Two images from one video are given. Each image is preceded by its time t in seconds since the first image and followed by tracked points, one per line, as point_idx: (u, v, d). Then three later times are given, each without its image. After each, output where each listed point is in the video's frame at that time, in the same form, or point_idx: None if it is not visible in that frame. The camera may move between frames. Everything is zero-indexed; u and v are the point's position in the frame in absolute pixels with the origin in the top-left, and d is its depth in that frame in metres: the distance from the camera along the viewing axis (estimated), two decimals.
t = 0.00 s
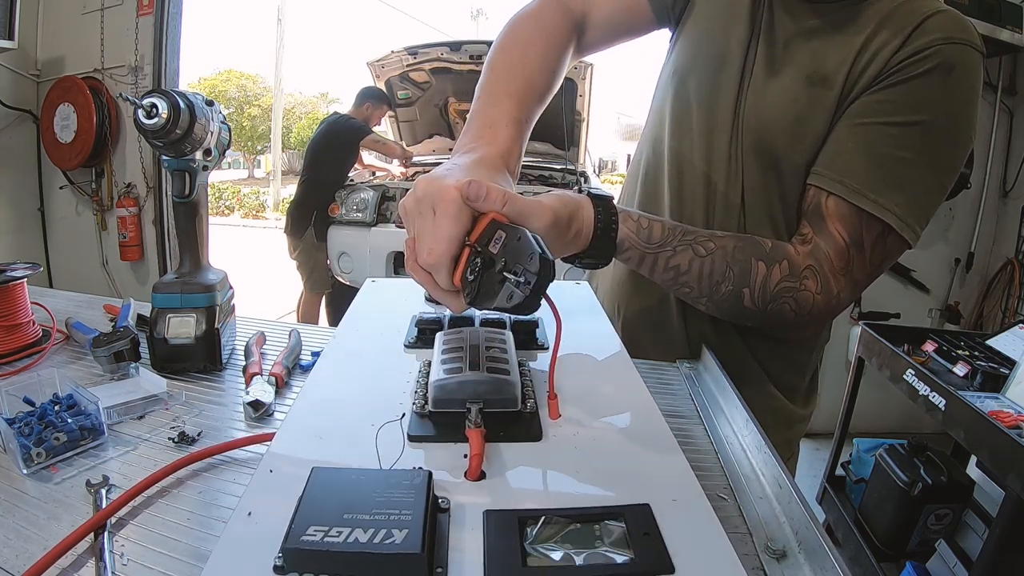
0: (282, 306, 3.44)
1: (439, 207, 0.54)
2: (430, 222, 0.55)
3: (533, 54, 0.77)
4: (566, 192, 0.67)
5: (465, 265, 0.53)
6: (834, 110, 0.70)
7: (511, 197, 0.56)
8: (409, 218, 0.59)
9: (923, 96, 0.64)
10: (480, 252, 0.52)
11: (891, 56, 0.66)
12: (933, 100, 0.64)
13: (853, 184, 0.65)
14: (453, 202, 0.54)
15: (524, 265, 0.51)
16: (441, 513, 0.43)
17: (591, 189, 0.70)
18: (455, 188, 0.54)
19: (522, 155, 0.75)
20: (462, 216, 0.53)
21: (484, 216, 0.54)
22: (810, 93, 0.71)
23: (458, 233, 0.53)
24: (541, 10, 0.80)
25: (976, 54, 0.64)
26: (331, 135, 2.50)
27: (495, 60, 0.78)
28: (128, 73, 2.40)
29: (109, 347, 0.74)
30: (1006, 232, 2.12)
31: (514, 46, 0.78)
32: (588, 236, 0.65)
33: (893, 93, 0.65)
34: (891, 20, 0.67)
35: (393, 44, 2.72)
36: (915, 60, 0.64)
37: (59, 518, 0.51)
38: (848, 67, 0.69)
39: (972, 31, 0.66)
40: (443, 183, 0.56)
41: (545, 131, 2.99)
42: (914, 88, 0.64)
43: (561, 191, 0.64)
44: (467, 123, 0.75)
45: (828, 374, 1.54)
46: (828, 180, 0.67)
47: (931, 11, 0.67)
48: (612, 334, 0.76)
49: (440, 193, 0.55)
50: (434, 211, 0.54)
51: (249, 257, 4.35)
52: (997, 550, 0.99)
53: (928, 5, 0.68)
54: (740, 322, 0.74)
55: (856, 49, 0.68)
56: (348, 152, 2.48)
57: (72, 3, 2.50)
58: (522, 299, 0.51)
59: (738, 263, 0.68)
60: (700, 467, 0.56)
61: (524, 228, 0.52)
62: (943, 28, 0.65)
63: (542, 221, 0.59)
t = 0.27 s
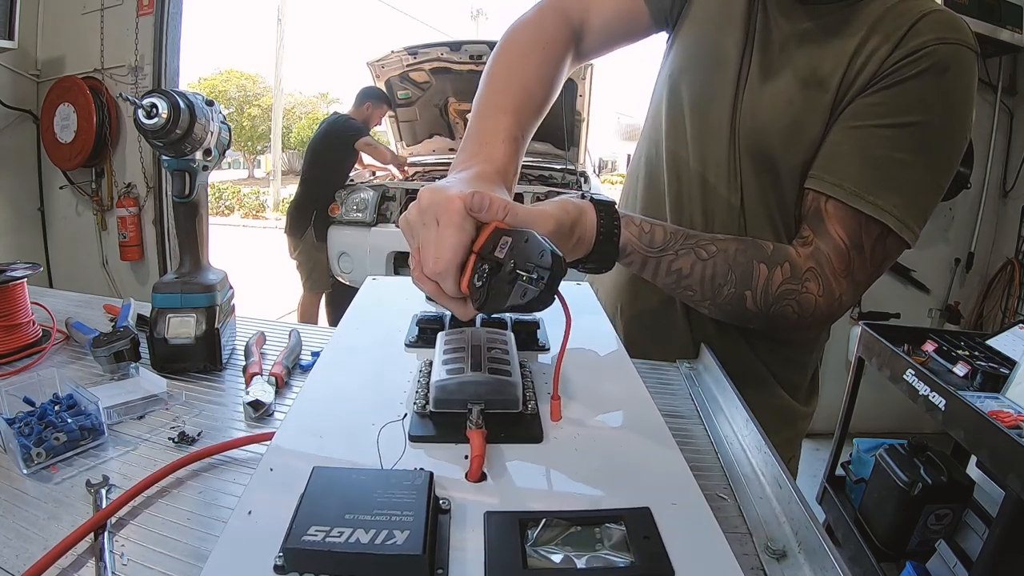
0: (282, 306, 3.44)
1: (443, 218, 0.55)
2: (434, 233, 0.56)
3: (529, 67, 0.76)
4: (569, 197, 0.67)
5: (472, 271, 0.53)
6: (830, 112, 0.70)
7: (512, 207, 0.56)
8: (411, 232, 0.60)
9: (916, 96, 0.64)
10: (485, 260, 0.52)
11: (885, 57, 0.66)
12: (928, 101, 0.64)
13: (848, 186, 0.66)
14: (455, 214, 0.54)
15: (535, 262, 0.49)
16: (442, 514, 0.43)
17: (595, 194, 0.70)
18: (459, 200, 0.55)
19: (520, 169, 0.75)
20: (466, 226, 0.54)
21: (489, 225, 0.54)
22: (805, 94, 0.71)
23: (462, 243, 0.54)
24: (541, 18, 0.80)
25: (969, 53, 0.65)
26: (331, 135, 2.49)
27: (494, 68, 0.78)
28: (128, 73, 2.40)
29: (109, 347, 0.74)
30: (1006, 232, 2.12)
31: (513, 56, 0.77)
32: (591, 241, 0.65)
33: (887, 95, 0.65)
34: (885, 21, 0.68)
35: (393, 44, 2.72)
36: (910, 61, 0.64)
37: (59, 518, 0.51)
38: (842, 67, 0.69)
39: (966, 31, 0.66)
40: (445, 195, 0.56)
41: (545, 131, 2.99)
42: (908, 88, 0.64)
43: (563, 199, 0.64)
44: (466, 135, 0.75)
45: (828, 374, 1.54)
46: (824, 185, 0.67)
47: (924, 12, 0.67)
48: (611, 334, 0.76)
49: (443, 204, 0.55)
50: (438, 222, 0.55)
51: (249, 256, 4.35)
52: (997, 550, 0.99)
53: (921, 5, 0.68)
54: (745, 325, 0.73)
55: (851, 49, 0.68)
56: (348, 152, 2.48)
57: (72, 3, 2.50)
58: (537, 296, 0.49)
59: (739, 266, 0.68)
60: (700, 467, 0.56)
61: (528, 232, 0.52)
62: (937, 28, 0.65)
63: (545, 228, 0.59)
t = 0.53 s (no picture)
0: (282, 306, 3.44)
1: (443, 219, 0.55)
2: (434, 235, 0.56)
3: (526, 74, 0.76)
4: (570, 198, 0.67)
5: (472, 272, 0.53)
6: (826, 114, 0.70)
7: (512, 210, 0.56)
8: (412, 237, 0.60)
9: (913, 97, 0.64)
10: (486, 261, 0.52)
11: (881, 58, 0.66)
12: (926, 102, 0.64)
13: (847, 189, 0.65)
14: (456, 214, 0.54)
15: (535, 261, 0.49)
16: (443, 514, 0.43)
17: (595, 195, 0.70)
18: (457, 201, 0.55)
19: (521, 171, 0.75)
20: (466, 227, 0.54)
21: (489, 225, 0.54)
22: (802, 94, 0.71)
23: (463, 243, 0.54)
24: (537, 22, 0.79)
25: (966, 53, 0.64)
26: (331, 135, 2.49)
27: (490, 72, 0.78)
28: (128, 73, 2.40)
29: (109, 347, 0.74)
30: (1005, 233, 2.12)
31: (510, 61, 0.77)
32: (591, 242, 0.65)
33: (884, 97, 0.65)
34: (882, 21, 0.68)
35: (393, 44, 2.72)
36: (907, 62, 0.64)
37: (60, 518, 0.51)
38: (839, 70, 0.69)
39: (962, 30, 0.66)
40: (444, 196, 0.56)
41: (545, 131, 2.99)
42: (906, 89, 0.64)
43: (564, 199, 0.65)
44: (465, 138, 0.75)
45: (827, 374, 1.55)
46: (823, 187, 0.67)
47: (921, 12, 0.67)
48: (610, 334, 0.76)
49: (443, 205, 0.56)
50: (438, 223, 0.55)
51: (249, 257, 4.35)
52: (997, 550, 0.99)
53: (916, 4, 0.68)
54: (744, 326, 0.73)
55: (847, 50, 0.68)
56: (348, 152, 2.48)
57: (72, 3, 2.50)
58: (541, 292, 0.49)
59: (738, 268, 0.68)
60: (699, 467, 0.56)
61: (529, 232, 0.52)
62: (933, 29, 0.65)
63: (547, 230, 0.59)
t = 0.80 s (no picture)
0: (282, 306, 3.43)
1: (447, 208, 0.55)
2: (440, 223, 0.56)
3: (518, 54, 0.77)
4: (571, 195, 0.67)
5: (479, 259, 0.54)
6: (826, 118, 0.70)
7: (523, 187, 0.56)
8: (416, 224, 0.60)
9: (916, 104, 0.64)
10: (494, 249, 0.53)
11: (883, 64, 0.66)
12: (928, 109, 0.64)
13: (852, 196, 0.65)
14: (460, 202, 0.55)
15: (548, 260, 0.49)
16: (445, 516, 0.43)
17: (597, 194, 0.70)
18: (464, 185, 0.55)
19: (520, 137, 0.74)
20: (473, 212, 0.54)
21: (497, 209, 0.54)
22: (801, 99, 0.71)
23: (468, 231, 0.54)
24: (522, 9, 0.80)
25: (967, 60, 0.65)
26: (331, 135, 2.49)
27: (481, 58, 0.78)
28: (128, 73, 2.40)
29: (109, 347, 0.74)
30: (1005, 233, 2.12)
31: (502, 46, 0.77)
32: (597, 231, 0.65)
33: (888, 103, 0.65)
34: (883, 27, 0.67)
35: (393, 44, 2.72)
36: (910, 68, 0.64)
37: (60, 518, 0.51)
38: (840, 76, 0.69)
39: (962, 37, 0.66)
40: (447, 183, 0.56)
41: (544, 131, 2.99)
42: (909, 96, 0.64)
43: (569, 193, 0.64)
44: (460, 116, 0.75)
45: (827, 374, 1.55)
46: (827, 194, 0.67)
47: (922, 17, 0.67)
48: (612, 335, 0.76)
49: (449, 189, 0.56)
50: (442, 212, 0.55)
51: (249, 257, 4.35)
52: (997, 550, 0.99)
53: (917, 9, 0.68)
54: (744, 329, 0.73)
55: (848, 55, 0.68)
56: (348, 152, 2.48)
57: (72, 3, 2.50)
58: (550, 296, 0.49)
59: (740, 270, 0.68)
60: (698, 467, 0.56)
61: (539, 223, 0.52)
62: (935, 36, 0.65)
63: (552, 214, 0.58)
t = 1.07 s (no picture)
0: (282, 306, 3.43)
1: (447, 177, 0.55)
2: (443, 198, 0.56)
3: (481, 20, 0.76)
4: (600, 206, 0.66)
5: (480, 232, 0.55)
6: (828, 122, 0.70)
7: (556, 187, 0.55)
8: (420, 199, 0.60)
9: (922, 108, 0.64)
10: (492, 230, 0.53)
11: (885, 67, 0.66)
12: (935, 111, 0.64)
13: (873, 205, 0.66)
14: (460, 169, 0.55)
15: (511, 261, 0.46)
16: (444, 514, 0.43)
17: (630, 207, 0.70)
18: (457, 152, 0.55)
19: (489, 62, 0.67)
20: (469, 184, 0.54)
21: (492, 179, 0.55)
22: (802, 102, 0.71)
23: (472, 203, 0.54)
24: None
25: (965, 57, 0.65)
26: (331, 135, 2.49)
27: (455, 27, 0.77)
28: (128, 73, 2.40)
29: (109, 347, 0.74)
30: (1006, 233, 2.12)
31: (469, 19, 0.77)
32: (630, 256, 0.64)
33: (895, 110, 0.65)
34: (881, 27, 0.67)
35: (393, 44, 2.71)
36: (913, 71, 0.64)
37: (60, 518, 0.51)
38: (841, 79, 0.68)
39: (959, 34, 0.66)
40: (444, 149, 0.55)
41: (545, 131, 2.99)
42: (916, 99, 0.64)
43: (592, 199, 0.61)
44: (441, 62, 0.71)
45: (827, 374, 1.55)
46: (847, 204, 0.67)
47: (920, 16, 0.66)
48: (611, 335, 0.76)
49: (442, 157, 0.55)
50: (443, 184, 0.56)
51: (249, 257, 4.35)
52: (998, 550, 1.02)
53: (913, 7, 0.68)
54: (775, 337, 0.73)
55: (848, 59, 0.68)
56: (348, 152, 2.47)
57: (72, 2, 2.50)
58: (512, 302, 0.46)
59: (774, 282, 0.68)
60: (699, 467, 0.56)
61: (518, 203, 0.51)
62: (937, 35, 0.65)
63: (574, 214, 0.58)
